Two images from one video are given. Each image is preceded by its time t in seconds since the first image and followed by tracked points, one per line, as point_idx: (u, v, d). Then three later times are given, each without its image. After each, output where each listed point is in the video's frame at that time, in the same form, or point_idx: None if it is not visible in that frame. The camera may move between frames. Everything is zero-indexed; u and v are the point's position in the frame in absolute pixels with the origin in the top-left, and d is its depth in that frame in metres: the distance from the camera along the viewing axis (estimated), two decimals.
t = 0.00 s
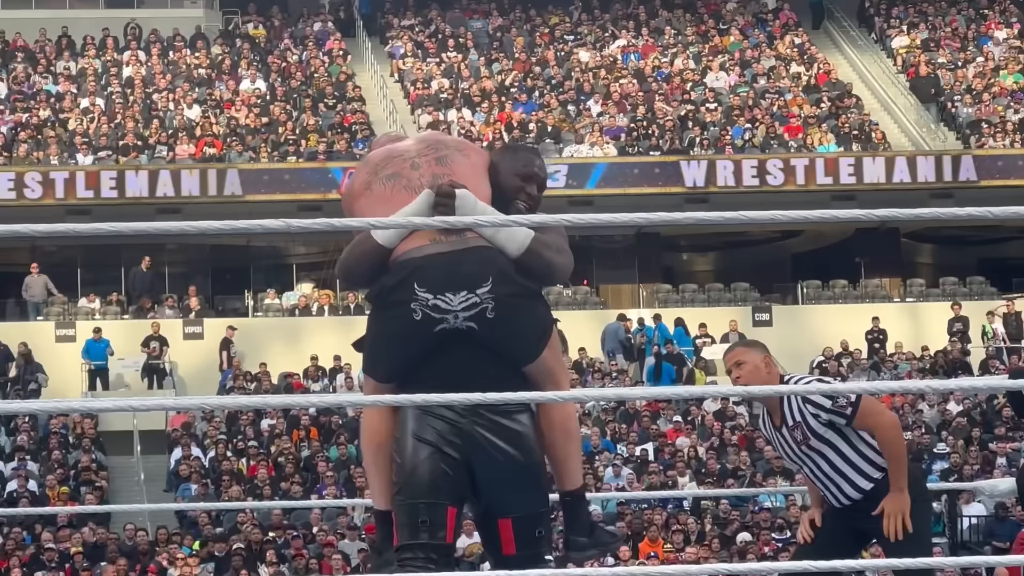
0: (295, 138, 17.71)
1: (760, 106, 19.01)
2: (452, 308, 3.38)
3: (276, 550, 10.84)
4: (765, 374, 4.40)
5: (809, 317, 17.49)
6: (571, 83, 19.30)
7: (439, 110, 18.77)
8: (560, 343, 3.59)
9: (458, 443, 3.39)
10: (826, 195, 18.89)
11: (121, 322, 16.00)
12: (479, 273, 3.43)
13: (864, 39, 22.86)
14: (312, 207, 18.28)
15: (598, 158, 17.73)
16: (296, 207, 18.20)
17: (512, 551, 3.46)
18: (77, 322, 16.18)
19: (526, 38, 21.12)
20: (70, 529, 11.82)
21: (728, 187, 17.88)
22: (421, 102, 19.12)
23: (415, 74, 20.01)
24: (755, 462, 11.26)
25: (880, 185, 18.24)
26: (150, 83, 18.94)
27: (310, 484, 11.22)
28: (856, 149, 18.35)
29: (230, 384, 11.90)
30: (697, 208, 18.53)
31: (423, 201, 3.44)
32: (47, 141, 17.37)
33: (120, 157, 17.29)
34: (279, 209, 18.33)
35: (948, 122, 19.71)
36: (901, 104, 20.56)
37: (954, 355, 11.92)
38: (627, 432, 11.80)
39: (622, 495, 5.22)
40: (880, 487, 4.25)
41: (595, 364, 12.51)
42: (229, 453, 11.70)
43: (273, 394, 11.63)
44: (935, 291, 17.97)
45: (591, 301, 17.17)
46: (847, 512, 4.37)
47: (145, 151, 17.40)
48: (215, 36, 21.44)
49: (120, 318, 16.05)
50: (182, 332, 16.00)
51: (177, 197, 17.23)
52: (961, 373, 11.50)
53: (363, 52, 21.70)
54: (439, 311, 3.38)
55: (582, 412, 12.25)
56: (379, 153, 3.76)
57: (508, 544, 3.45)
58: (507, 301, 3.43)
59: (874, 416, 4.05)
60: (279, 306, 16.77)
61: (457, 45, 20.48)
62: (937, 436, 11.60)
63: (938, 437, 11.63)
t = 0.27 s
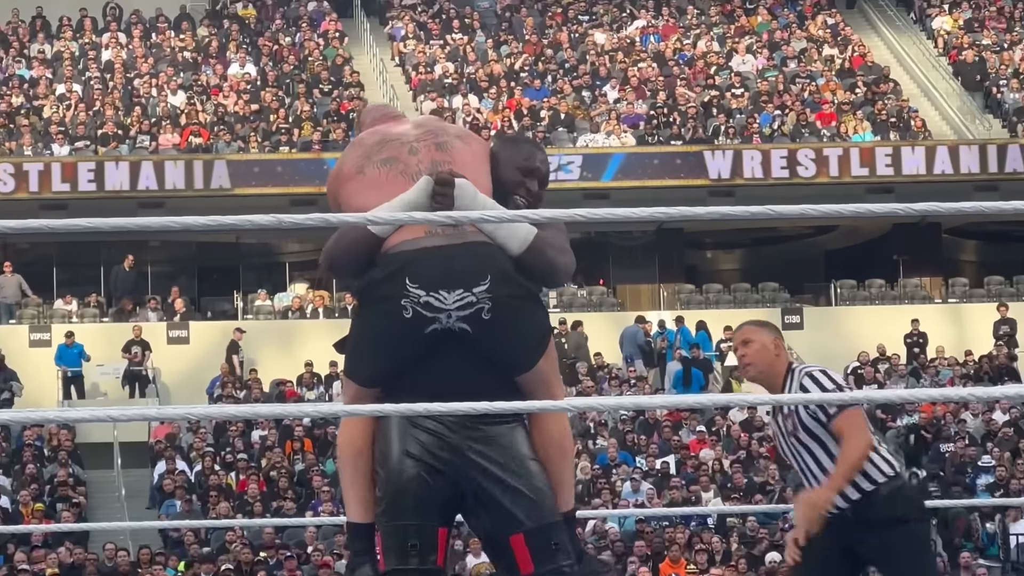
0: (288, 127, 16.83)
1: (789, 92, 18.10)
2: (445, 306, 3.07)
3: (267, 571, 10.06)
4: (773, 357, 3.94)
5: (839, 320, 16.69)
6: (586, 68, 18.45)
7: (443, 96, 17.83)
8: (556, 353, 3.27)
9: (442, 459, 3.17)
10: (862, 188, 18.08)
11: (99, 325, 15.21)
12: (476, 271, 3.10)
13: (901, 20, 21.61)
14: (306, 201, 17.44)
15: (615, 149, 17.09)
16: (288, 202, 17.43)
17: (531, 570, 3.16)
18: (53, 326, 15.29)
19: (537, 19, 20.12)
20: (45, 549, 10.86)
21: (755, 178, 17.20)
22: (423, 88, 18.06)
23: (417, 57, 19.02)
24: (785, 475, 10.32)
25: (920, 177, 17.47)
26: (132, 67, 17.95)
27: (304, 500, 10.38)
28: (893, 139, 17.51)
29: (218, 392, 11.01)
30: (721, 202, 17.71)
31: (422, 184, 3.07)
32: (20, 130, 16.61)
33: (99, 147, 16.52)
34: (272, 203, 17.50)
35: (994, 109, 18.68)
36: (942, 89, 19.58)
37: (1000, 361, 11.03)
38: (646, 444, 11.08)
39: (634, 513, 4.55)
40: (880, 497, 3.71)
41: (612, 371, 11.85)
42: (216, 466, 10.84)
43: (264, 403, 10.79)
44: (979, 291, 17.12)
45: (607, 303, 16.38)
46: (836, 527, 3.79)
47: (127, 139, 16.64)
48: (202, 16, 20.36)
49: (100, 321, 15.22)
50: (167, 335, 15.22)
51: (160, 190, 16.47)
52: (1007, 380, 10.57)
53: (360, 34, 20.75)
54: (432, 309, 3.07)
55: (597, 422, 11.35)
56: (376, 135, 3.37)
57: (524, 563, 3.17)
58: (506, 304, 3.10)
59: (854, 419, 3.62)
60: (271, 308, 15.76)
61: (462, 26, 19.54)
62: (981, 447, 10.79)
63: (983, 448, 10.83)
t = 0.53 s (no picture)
0: (289, 127, 16.61)
1: (803, 90, 17.71)
2: (448, 330, 2.80)
3: None
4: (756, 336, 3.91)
5: (854, 323, 16.38)
6: (594, 66, 18.10)
7: (447, 94, 17.39)
8: (567, 369, 3.01)
9: (441, 466, 2.87)
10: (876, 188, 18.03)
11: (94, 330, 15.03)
12: (480, 294, 2.81)
13: (917, 16, 21.26)
14: (308, 202, 17.25)
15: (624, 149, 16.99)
16: (288, 203, 17.16)
17: None
18: (49, 331, 15.05)
19: (544, 16, 19.78)
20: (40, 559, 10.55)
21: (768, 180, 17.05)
22: (427, 87, 17.61)
23: (421, 55, 18.65)
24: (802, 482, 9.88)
25: (936, 178, 17.25)
26: (128, 65, 17.62)
27: (305, 509, 10.13)
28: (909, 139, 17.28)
29: (218, 399, 10.72)
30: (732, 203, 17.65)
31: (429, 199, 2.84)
32: (14, 130, 16.46)
33: (96, 148, 16.30)
34: (273, 205, 17.20)
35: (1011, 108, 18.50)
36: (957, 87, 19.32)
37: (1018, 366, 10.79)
38: (655, 451, 10.83)
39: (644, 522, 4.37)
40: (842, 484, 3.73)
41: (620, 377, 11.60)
42: (216, 474, 10.58)
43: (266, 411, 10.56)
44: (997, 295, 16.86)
45: (615, 306, 16.07)
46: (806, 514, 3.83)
47: (124, 138, 16.35)
48: (200, 12, 19.95)
49: (97, 327, 15.01)
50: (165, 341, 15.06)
51: (159, 192, 16.34)
52: None
53: (364, 32, 20.44)
54: (434, 332, 2.80)
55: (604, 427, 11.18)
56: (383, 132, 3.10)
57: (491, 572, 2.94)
58: (512, 328, 2.84)
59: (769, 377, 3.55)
60: (271, 312, 15.55)
61: (468, 23, 19.24)
62: (999, 454, 10.37)
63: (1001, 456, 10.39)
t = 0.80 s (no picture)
0: (292, 130, 16.53)
1: (807, 93, 17.77)
2: (443, 340, 2.83)
3: None
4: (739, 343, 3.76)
5: (860, 325, 16.36)
6: (599, 68, 18.11)
7: (451, 96, 17.51)
8: (559, 377, 3.08)
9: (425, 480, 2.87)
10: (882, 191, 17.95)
11: (99, 334, 14.96)
12: (475, 305, 2.84)
13: (922, 18, 21.21)
14: (313, 205, 17.00)
15: (627, 151, 16.82)
16: (293, 206, 17.03)
17: None
18: (52, 333, 15.05)
19: (548, 18, 19.81)
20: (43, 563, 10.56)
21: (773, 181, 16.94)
22: (431, 89, 17.67)
23: (425, 57, 18.66)
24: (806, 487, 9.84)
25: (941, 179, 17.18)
26: (132, 68, 17.67)
27: (310, 513, 10.12)
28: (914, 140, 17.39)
29: (222, 403, 10.72)
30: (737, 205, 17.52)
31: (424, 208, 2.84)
32: (18, 133, 16.39)
33: (98, 150, 16.24)
34: (277, 208, 17.18)
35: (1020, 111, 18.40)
36: (963, 89, 19.27)
37: None
38: (661, 454, 10.79)
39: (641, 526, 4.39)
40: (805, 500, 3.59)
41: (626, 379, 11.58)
42: (220, 477, 10.60)
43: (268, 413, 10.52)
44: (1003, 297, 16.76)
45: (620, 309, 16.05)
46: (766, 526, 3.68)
47: (128, 141, 16.28)
48: (205, 16, 19.98)
49: (99, 330, 14.98)
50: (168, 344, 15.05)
51: (162, 195, 16.19)
52: None
53: (367, 34, 20.46)
54: (429, 342, 2.83)
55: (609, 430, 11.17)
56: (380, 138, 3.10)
57: None
58: (506, 339, 2.87)
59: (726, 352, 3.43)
60: (275, 315, 15.61)
61: (472, 25, 19.25)
62: (1005, 458, 10.35)
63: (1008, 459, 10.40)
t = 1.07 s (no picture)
0: (296, 133, 16.50)
1: (810, 95, 17.79)
2: (422, 344, 2.75)
3: None
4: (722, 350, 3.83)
5: (864, 328, 16.36)
6: (602, 71, 18.09)
7: (456, 99, 17.67)
8: (545, 392, 3.00)
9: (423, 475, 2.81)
10: (887, 194, 17.88)
11: (103, 337, 14.90)
12: (457, 311, 2.76)
13: (926, 20, 21.21)
14: (316, 208, 17.11)
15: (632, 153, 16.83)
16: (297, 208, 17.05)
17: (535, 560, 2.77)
18: (56, 336, 15.04)
19: (552, 21, 19.87)
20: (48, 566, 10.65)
21: (776, 183, 16.96)
22: (434, 92, 17.94)
23: (429, 61, 18.66)
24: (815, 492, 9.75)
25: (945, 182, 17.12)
26: (136, 71, 17.68)
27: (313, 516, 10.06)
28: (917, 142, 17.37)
29: (226, 405, 10.72)
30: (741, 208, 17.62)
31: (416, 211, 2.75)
32: (22, 136, 16.22)
33: (103, 153, 16.11)
34: (281, 211, 17.20)
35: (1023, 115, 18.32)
36: (967, 92, 19.26)
37: None
38: (666, 456, 10.74)
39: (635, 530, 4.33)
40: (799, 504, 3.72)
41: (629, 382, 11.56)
42: (223, 480, 10.61)
43: (272, 416, 10.51)
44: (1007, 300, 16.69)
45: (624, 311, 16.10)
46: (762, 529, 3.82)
47: (133, 144, 16.22)
48: (208, 19, 19.99)
49: (103, 333, 14.91)
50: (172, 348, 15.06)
51: (166, 199, 16.19)
52: None
53: (371, 37, 20.46)
54: (408, 346, 2.75)
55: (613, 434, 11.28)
56: (377, 142, 3.06)
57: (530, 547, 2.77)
58: (488, 347, 2.78)
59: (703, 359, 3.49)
60: (279, 319, 15.46)
61: (476, 28, 19.21)
62: (1009, 460, 10.36)
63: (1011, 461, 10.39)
